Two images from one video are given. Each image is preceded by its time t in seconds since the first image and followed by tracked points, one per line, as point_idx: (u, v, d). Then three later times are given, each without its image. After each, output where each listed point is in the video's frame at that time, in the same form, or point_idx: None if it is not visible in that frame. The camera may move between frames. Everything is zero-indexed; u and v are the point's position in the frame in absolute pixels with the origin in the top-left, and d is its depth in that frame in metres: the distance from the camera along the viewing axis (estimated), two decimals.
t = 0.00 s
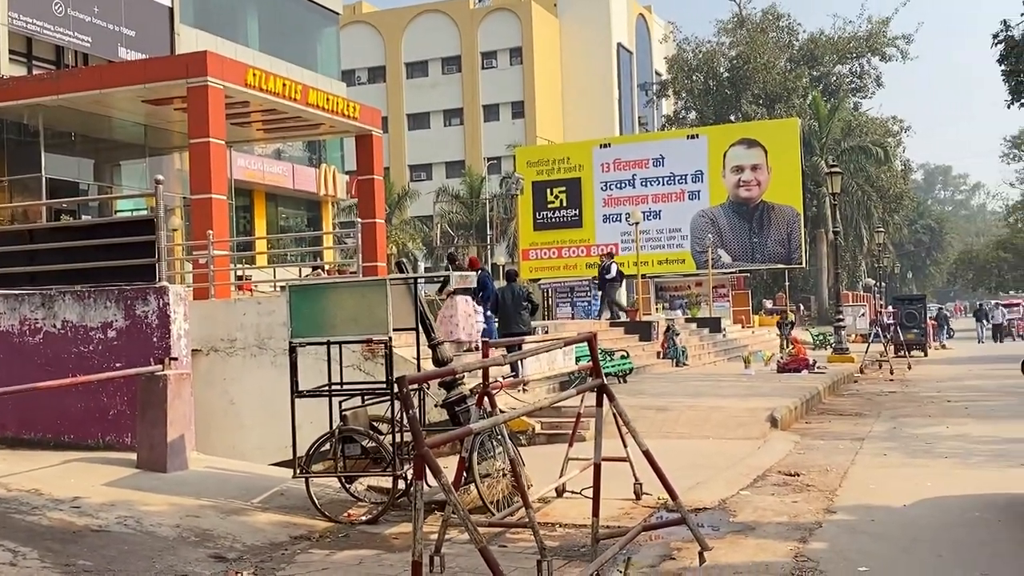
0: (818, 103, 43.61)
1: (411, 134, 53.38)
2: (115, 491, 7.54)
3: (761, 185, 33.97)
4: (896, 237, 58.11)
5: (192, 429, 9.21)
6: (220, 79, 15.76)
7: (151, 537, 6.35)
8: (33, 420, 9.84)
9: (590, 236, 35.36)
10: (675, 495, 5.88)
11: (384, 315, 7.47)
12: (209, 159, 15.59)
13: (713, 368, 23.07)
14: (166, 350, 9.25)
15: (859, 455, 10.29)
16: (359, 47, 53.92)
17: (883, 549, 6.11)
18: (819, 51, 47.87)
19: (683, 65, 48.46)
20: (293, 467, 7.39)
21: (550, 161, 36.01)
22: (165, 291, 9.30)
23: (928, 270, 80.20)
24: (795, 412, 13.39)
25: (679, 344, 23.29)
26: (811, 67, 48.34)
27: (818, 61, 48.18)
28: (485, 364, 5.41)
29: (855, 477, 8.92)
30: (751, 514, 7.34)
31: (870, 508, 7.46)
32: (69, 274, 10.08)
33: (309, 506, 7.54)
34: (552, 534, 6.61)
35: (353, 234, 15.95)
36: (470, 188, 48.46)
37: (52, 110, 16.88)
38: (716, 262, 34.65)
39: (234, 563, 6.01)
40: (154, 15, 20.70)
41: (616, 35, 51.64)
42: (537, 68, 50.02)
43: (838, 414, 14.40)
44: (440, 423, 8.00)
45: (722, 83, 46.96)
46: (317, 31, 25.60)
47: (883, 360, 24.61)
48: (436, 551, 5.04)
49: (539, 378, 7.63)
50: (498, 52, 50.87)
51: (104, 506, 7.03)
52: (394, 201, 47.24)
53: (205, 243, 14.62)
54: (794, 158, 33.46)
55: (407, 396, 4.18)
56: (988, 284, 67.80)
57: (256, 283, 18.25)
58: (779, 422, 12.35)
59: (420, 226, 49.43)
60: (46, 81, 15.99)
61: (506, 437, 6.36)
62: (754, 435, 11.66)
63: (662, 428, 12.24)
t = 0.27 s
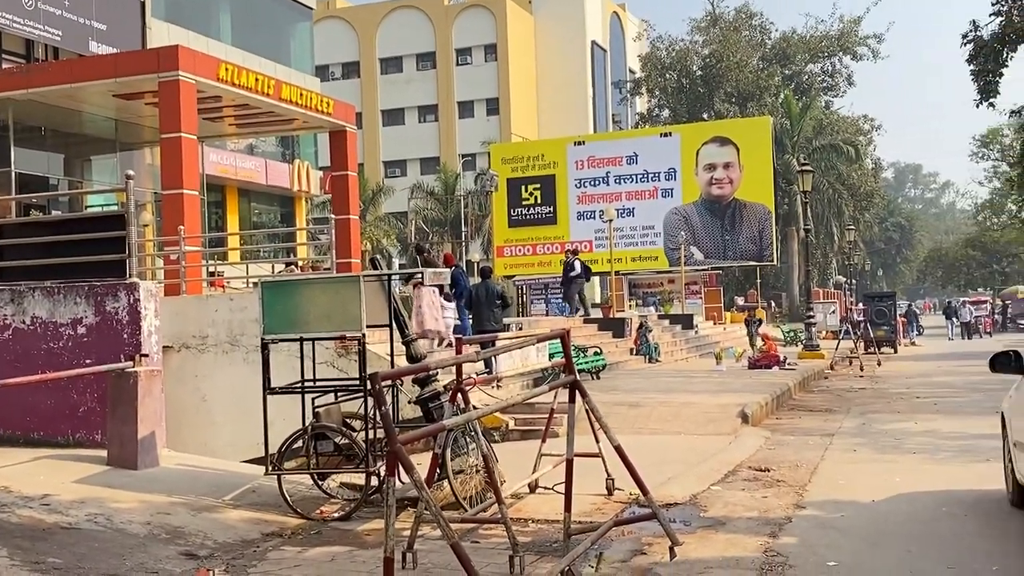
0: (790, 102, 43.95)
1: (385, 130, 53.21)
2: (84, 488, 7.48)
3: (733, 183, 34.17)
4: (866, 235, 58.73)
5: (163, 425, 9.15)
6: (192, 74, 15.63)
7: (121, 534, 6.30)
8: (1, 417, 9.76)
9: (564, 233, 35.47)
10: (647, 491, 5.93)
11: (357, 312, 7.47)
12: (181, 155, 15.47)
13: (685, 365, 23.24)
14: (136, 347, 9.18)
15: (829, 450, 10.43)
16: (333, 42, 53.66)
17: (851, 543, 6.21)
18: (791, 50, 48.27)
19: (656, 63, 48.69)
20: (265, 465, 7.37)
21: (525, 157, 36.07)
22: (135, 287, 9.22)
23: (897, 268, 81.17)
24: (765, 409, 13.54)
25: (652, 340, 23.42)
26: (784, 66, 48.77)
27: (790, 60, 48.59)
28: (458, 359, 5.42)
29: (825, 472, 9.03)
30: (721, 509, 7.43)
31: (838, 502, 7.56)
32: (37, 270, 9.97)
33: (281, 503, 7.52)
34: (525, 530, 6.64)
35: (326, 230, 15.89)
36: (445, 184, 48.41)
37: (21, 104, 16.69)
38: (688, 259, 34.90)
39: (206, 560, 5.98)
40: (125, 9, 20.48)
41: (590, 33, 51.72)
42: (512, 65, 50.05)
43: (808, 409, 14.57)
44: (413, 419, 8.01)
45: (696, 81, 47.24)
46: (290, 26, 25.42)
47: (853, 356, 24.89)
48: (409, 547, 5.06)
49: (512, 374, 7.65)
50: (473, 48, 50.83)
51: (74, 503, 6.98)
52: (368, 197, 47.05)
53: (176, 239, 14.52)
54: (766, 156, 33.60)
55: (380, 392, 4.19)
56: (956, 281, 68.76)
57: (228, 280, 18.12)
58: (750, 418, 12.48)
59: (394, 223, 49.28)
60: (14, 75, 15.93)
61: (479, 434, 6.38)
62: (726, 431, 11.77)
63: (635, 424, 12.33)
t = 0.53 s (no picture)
0: (758, 99, 44.27)
1: (354, 123, 52.90)
2: (45, 483, 7.38)
3: (701, 180, 34.30)
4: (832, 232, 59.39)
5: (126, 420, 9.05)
6: (158, 65, 15.43)
7: (81, 530, 6.23)
8: None
9: (534, 229, 35.53)
10: (611, 486, 5.95)
11: (322, 307, 7.43)
12: (146, 147, 15.28)
13: (653, 360, 23.37)
14: (98, 341, 9.07)
15: (793, 445, 10.55)
16: (302, 34, 53.23)
17: (812, 537, 6.29)
18: (759, 48, 48.62)
19: (626, 60, 48.84)
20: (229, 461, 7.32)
21: (495, 152, 36.07)
22: (97, 281, 9.11)
23: (863, 265, 82.21)
24: (731, 404, 13.67)
25: (620, 336, 23.52)
26: (752, 64, 49.29)
27: (759, 58, 48.98)
28: (423, 355, 5.40)
29: (788, 467, 9.14)
30: (685, 503, 7.49)
31: (802, 497, 7.64)
32: None
33: (245, 499, 7.47)
34: (490, 525, 6.65)
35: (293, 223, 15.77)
36: (414, 179, 48.25)
37: None
38: (657, 255, 35.10)
39: (168, 556, 5.93)
40: None
41: (560, 28, 51.69)
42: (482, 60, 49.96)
43: (773, 405, 14.73)
44: (380, 415, 7.98)
45: (665, 79, 47.45)
46: (258, 17, 25.17)
47: (818, 352, 25.17)
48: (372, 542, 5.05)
49: (480, 369, 7.65)
50: (443, 42, 50.67)
51: (34, 499, 6.88)
52: (337, 191, 46.75)
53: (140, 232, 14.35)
54: (734, 154, 33.80)
55: (344, 388, 4.18)
56: (920, 278, 69.78)
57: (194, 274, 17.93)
58: (716, 413, 12.59)
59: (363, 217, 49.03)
60: None
61: (445, 429, 6.37)
62: (691, 425, 11.87)
63: (602, 419, 12.39)
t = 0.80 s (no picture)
0: (725, 98, 44.56)
1: (321, 116, 52.52)
2: (4, 479, 7.25)
3: (669, 177, 34.45)
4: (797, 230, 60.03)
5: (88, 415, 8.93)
6: (121, 56, 15.19)
7: (41, 526, 6.13)
8: None
9: (503, 225, 35.55)
10: (576, 481, 5.97)
11: (286, 301, 7.37)
12: (109, 139, 15.04)
13: (619, 356, 23.50)
14: (60, 335, 8.96)
15: (756, 441, 10.65)
16: (268, 26, 52.74)
17: (774, 531, 6.36)
18: (727, 47, 48.94)
19: (595, 57, 48.98)
20: (192, 456, 7.24)
21: (463, 147, 36.01)
22: (58, 273, 8.99)
23: (827, 263, 83.15)
24: (695, 399, 13.78)
25: (587, 332, 23.60)
26: (719, 62, 49.48)
27: (726, 56, 49.33)
28: (389, 350, 5.38)
29: (751, 462, 9.23)
30: (650, 498, 7.54)
31: (764, 492, 7.73)
32: None
33: (207, 494, 7.40)
34: (455, 521, 6.65)
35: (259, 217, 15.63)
36: (382, 173, 48.05)
37: None
38: (625, 252, 35.28)
39: (129, 552, 5.87)
40: None
41: (529, 24, 51.58)
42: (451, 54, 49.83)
43: (737, 400, 14.86)
44: (344, 410, 7.93)
45: (633, 76, 47.61)
46: (224, 9, 24.89)
47: (782, 348, 25.44)
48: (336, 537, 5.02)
49: (446, 365, 7.63)
50: (411, 36, 50.45)
51: None
52: (304, 185, 46.38)
53: (103, 225, 14.15)
54: (700, 151, 34.14)
55: (308, 382, 4.14)
56: (882, 276, 70.76)
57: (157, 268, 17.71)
58: (680, 409, 12.69)
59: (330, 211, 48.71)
60: None
61: (410, 424, 6.36)
62: (656, 421, 11.95)
63: (568, 414, 12.43)
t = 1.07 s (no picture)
0: (694, 96, 44.84)
1: (290, 110, 52.14)
2: None
3: (637, 174, 34.64)
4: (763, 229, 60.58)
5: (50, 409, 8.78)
6: (87, 46, 14.96)
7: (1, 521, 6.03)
8: None
9: (472, 221, 35.53)
10: (543, 477, 5.97)
11: (253, 296, 7.30)
12: (74, 130, 14.81)
13: (587, 352, 23.58)
14: (22, 328, 8.76)
15: (722, 437, 10.74)
16: (237, 18, 52.25)
17: (739, 527, 6.42)
18: (695, 46, 49.23)
19: (565, 54, 49.10)
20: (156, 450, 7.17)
21: (433, 143, 35.96)
22: (21, 266, 8.82)
23: (792, 262, 84.02)
24: (662, 396, 13.86)
25: (555, 329, 23.64)
26: (688, 60, 49.79)
27: (695, 55, 49.61)
28: (356, 345, 5.35)
29: (716, 458, 9.31)
30: (616, 494, 7.58)
31: (729, 488, 7.80)
32: None
33: (171, 489, 7.32)
34: (421, 517, 6.63)
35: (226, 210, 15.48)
36: (351, 168, 47.81)
37: None
38: (593, 249, 35.35)
39: (91, 547, 5.79)
40: None
41: (500, 20, 51.37)
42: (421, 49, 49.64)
43: (703, 397, 14.98)
44: (311, 405, 7.89)
45: (603, 73, 47.76)
46: None
47: (747, 346, 25.66)
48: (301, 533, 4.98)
49: (414, 360, 7.61)
50: (381, 31, 50.20)
51: None
52: (271, 178, 45.99)
53: (67, 217, 13.92)
54: (668, 149, 34.28)
55: (273, 377, 4.11)
56: (847, 275, 71.62)
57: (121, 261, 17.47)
58: (647, 405, 12.76)
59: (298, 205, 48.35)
60: None
61: (377, 420, 6.33)
62: (623, 417, 12.01)
63: (536, 410, 12.45)
